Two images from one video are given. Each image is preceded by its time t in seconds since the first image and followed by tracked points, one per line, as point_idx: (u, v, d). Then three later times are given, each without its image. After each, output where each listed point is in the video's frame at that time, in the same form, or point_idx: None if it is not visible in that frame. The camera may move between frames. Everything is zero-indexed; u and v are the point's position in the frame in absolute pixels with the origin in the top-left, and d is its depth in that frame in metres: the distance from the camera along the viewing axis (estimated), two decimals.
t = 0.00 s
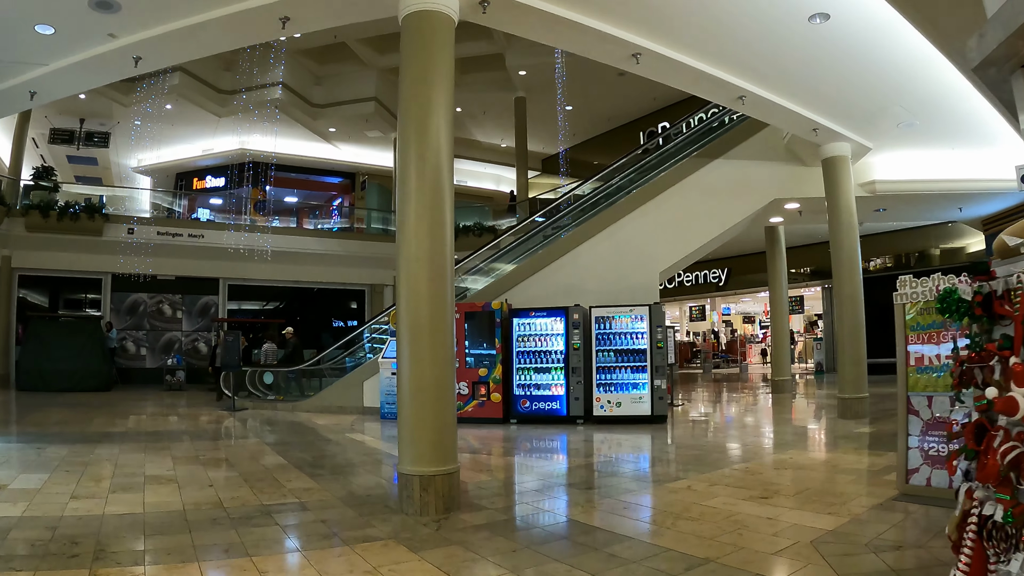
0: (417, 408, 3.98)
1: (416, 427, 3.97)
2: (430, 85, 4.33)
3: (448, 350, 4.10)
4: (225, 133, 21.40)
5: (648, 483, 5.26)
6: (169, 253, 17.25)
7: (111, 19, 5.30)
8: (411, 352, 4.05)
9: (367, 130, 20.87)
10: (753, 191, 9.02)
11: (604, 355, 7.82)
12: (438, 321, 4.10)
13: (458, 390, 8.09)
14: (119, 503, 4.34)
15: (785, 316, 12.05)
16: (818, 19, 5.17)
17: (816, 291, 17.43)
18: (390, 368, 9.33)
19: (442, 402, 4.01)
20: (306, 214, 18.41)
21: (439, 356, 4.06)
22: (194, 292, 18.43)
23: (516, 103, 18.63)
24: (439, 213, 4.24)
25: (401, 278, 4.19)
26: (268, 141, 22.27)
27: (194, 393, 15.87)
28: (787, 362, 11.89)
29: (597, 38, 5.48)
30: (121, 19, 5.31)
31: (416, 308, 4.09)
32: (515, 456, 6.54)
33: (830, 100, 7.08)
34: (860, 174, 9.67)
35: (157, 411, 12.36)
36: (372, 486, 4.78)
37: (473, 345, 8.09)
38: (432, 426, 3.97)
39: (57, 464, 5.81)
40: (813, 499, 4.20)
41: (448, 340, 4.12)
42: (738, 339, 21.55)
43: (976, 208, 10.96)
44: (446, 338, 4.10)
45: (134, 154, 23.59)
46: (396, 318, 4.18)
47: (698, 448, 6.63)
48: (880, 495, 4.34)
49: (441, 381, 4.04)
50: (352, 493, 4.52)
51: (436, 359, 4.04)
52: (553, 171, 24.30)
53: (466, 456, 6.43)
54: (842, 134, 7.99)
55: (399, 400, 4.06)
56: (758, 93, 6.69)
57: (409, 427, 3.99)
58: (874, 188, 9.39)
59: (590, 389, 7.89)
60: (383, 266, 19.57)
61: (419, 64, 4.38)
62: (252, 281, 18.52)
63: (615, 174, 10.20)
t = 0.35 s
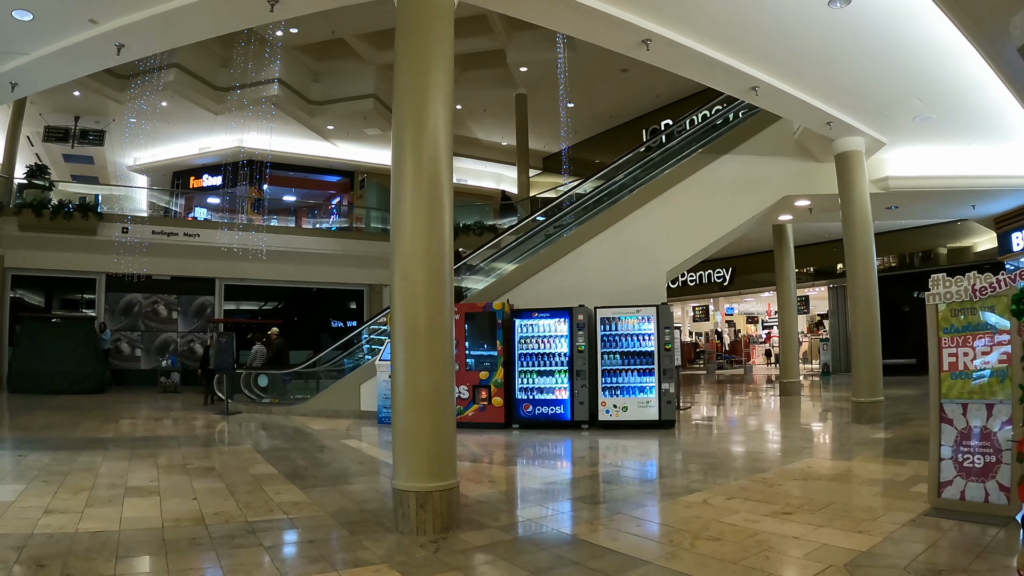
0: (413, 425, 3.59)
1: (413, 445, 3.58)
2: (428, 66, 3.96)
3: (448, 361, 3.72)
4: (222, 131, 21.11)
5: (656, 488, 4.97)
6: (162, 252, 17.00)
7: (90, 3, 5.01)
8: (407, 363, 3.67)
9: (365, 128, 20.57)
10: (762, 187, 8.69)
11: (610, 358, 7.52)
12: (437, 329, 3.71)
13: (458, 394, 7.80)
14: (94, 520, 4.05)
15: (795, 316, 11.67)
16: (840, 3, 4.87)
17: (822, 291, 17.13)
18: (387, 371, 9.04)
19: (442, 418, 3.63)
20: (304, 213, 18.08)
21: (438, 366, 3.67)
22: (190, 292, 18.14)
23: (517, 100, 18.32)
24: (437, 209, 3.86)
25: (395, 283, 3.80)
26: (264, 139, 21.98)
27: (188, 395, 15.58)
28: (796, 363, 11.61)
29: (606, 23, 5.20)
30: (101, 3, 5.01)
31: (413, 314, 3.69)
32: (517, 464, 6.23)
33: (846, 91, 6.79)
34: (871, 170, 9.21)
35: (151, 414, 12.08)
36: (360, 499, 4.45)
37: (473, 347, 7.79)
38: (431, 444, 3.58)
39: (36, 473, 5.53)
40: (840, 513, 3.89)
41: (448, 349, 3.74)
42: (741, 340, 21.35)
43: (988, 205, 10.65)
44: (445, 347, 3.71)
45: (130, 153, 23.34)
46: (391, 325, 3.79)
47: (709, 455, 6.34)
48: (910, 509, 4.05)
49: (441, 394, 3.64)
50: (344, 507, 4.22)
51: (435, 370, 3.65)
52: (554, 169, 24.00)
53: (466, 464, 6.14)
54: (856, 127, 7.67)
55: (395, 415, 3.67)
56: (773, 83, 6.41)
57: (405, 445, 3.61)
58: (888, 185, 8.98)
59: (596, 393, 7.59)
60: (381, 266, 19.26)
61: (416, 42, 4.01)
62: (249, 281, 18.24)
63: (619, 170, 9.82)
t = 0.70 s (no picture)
0: (408, 448, 3.26)
1: (408, 469, 3.26)
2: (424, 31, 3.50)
3: (446, 376, 3.35)
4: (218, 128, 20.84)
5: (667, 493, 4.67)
6: (157, 251, 16.73)
7: None
8: (401, 379, 3.29)
9: (365, 125, 20.30)
10: (772, 180, 8.31)
11: (616, 357, 7.23)
12: (434, 341, 3.32)
13: (457, 395, 7.52)
14: (66, 532, 3.77)
15: (802, 314, 11.47)
16: None
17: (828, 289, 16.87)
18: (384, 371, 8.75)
19: (440, 439, 3.28)
20: (303, 211, 17.85)
21: (435, 383, 3.30)
22: (186, 291, 17.88)
23: (518, 95, 18.01)
24: (435, 207, 3.43)
25: (387, 289, 3.40)
26: (259, 135, 21.73)
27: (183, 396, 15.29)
28: (805, 362, 11.34)
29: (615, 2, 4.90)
30: None
31: (407, 325, 3.30)
32: (520, 469, 5.94)
33: (864, 79, 6.48)
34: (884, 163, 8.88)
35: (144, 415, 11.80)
36: (352, 508, 4.15)
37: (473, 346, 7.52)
38: (429, 468, 3.26)
39: (14, 478, 5.26)
40: (870, 523, 3.60)
41: (446, 362, 3.36)
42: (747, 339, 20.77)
43: (1002, 200, 10.29)
44: (444, 361, 3.35)
45: (126, 151, 23.08)
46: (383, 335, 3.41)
47: (720, 457, 6.06)
48: (945, 519, 3.74)
49: (438, 414, 3.29)
50: (333, 517, 3.93)
51: (432, 387, 3.29)
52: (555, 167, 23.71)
53: (465, 469, 5.86)
54: (871, 118, 7.34)
55: (387, 434, 3.33)
56: (788, 70, 6.14)
57: (400, 468, 3.28)
58: (901, 178, 8.61)
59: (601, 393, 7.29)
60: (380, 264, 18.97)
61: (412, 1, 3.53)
62: (245, 279, 17.97)
63: (622, 164, 9.50)
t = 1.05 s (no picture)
0: (400, 459, 3.00)
1: (400, 482, 3.00)
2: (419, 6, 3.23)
3: (442, 382, 3.09)
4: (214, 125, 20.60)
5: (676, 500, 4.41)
6: (152, 250, 16.48)
7: None
8: (393, 385, 3.03)
9: (363, 122, 20.07)
10: (782, 175, 7.99)
11: (620, 357, 6.97)
12: (429, 343, 3.06)
13: (456, 397, 7.28)
14: (35, 547, 3.52)
15: (809, 312, 11.23)
16: None
17: (833, 288, 16.65)
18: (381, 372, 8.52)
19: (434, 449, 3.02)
20: (302, 210, 17.67)
21: (430, 389, 3.04)
22: (181, 290, 17.65)
23: (518, 92, 17.75)
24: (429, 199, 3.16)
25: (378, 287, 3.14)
26: (256, 133, 21.45)
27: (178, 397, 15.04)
28: (812, 363, 11.10)
29: None
30: None
31: (399, 325, 3.04)
32: (522, 475, 5.67)
33: (880, 69, 6.20)
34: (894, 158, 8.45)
35: (138, 417, 11.59)
36: (340, 522, 3.88)
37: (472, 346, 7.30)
38: (423, 481, 3.00)
39: None
40: (899, 536, 3.33)
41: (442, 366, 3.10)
42: (748, 339, 20.98)
43: (1014, 196, 9.99)
44: (439, 365, 3.09)
45: (122, 149, 22.85)
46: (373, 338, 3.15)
47: (729, 460, 5.82)
48: (977, 529, 3.48)
49: (433, 423, 3.03)
50: (321, 531, 3.68)
51: (428, 393, 3.03)
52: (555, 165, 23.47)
53: (464, 474, 5.61)
54: (884, 110, 7.02)
55: (378, 445, 3.07)
56: (800, 57, 5.89)
57: (392, 479, 3.02)
58: (913, 173, 8.19)
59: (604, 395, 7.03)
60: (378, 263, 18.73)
61: None
62: (242, 279, 17.71)
63: (624, 159, 9.18)
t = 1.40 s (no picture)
0: (380, 474, 2.74)
1: (380, 498, 2.74)
2: None
3: (425, 388, 2.83)
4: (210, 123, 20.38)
5: (680, 506, 4.15)
6: (145, 249, 16.25)
7: None
8: (372, 393, 2.77)
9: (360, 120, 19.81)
10: (788, 170, 7.70)
11: (621, 359, 6.70)
12: (411, 346, 2.81)
13: (451, 400, 7.03)
14: None
15: (814, 312, 10.99)
16: None
17: (836, 287, 16.40)
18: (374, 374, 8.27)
19: (416, 462, 2.78)
20: (299, 210, 17.47)
21: (413, 397, 2.78)
22: (176, 290, 17.28)
23: (517, 89, 17.41)
24: (413, 190, 2.90)
25: (355, 286, 2.87)
26: (252, 131, 21.23)
27: (171, 399, 14.78)
28: (817, 363, 10.84)
29: None
30: None
31: (378, 328, 2.78)
32: (519, 483, 5.39)
33: (893, 57, 5.90)
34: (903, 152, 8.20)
35: (128, 419, 11.34)
36: (320, 539, 3.62)
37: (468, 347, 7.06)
38: (404, 496, 2.74)
39: None
40: (924, 554, 3.06)
41: (425, 372, 2.85)
42: (751, 340, 20.62)
43: None
44: (423, 371, 2.84)
45: (117, 147, 22.63)
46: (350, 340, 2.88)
47: (734, 465, 5.56)
48: (1008, 545, 3.20)
49: (415, 433, 2.78)
50: (297, 549, 3.40)
51: (410, 401, 2.77)
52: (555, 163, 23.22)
53: (456, 482, 5.35)
54: (895, 101, 6.70)
55: (356, 456, 2.82)
56: (809, 42, 5.57)
57: (370, 495, 2.77)
58: (923, 168, 7.93)
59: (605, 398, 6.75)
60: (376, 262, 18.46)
61: None
62: (237, 278, 17.44)
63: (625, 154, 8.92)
